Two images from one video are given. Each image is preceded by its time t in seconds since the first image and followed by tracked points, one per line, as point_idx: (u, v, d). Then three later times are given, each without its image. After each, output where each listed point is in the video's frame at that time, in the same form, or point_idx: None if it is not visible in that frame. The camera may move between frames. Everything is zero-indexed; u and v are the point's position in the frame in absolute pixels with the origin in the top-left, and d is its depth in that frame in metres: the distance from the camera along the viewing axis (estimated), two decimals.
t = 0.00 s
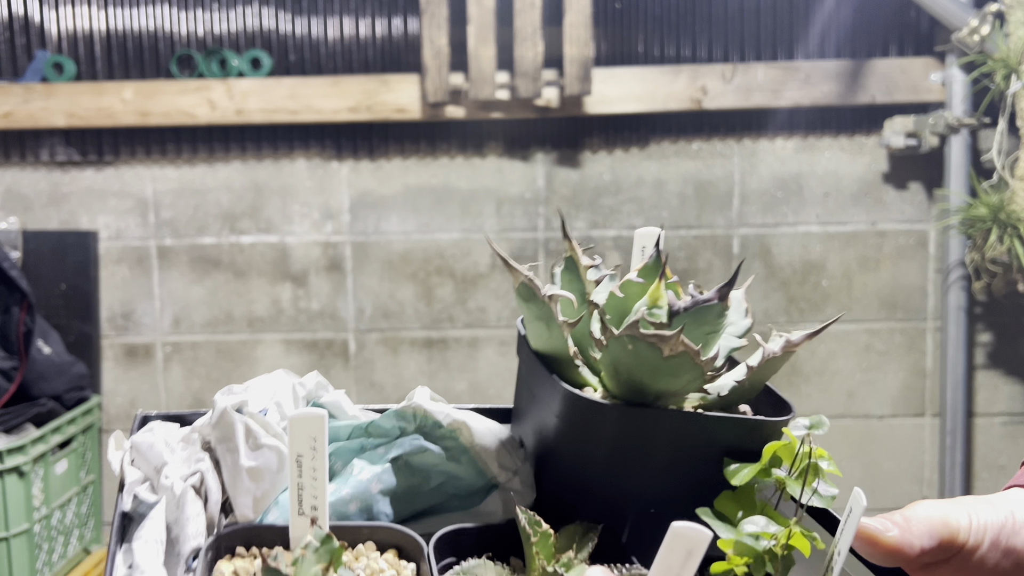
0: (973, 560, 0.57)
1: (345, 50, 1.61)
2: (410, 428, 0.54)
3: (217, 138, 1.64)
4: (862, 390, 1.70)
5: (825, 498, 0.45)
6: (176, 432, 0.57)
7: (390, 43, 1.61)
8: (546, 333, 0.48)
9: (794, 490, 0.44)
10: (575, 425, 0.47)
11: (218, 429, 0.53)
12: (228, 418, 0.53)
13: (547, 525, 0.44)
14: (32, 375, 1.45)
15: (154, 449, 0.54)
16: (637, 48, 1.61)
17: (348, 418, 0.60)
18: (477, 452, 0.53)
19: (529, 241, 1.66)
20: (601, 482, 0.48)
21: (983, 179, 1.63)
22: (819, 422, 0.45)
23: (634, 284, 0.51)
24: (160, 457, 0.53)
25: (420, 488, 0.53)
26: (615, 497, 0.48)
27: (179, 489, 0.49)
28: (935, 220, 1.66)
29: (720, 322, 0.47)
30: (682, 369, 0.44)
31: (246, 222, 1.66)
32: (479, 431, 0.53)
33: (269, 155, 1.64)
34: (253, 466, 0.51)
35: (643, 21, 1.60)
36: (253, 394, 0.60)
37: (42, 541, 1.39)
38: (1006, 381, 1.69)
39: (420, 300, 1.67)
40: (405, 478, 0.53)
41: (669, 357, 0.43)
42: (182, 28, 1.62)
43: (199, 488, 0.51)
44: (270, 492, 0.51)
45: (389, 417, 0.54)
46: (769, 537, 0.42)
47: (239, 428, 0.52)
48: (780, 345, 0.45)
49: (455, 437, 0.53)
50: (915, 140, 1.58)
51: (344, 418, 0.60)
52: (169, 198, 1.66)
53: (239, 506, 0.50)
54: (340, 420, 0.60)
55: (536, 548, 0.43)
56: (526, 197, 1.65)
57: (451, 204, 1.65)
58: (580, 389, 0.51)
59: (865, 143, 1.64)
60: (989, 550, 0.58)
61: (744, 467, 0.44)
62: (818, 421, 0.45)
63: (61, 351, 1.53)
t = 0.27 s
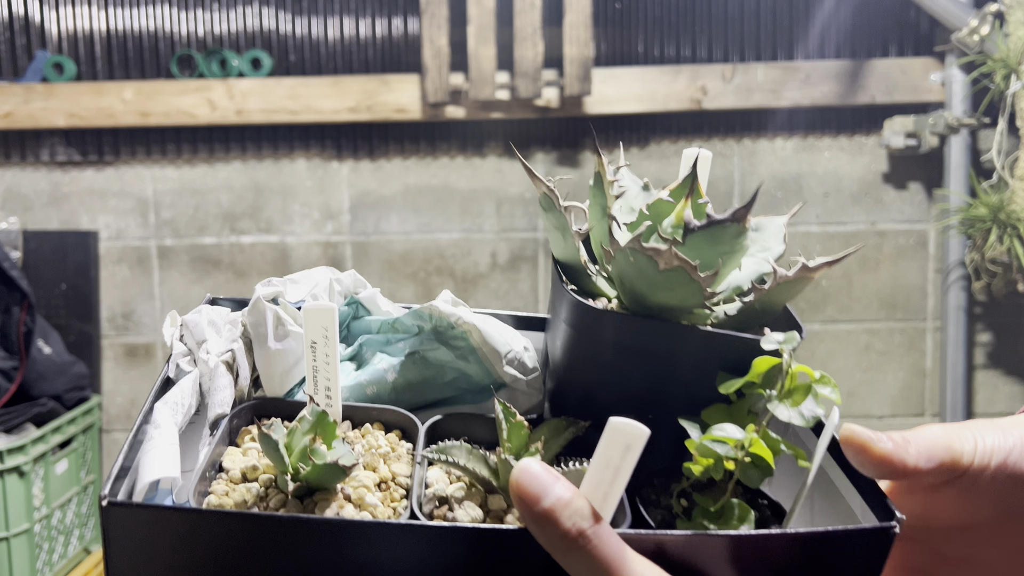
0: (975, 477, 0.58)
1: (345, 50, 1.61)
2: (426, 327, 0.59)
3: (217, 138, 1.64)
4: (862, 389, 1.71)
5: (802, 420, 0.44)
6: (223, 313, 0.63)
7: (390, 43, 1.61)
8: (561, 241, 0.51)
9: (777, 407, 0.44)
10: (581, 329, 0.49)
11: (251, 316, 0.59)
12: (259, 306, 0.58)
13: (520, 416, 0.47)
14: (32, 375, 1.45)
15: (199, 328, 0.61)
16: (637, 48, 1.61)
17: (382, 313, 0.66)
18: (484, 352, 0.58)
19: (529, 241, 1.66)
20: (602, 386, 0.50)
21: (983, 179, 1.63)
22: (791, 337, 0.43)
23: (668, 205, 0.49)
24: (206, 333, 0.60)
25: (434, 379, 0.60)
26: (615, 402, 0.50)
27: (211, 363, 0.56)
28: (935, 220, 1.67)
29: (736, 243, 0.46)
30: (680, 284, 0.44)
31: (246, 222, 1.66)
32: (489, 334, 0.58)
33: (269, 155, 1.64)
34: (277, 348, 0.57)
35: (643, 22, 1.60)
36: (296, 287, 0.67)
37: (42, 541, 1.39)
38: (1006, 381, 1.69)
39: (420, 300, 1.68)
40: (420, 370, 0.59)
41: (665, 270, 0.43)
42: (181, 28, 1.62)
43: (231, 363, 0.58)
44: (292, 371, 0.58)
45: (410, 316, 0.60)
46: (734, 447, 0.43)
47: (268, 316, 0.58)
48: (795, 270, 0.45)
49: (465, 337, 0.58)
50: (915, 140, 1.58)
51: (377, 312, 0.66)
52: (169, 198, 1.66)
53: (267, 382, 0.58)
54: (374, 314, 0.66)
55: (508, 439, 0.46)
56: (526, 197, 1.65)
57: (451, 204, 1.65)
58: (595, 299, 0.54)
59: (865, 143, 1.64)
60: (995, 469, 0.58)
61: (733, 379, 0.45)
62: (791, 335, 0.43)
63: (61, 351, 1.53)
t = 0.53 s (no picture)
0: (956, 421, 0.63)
1: (345, 50, 1.61)
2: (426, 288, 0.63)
3: (217, 138, 1.63)
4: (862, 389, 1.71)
5: (779, 377, 0.46)
6: (241, 273, 0.66)
7: (390, 43, 1.61)
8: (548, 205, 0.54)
9: (753, 364, 0.46)
10: (569, 290, 0.54)
11: (262, 277, 0.62)
12: (270, 269, 0.62)
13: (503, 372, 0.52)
14: (32, 375, 1.45)
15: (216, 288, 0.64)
16: (637, 48, 1.61)
17: (390, 273, 0.69)
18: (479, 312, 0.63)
19: (529, 241, 1.66)
20: (592, 342, 0.55)
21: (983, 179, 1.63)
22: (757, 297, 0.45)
23: (660, 165, 0.51)
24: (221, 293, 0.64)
25: (436, 336, 0.65)
26: (606, 356, 0.55)
27: (225, 321, 0.60)
28: (935, 220, 1.67)
29: (719, 204, 0.49)
30: (657, 243, 0.48)
31: (246, 222, 1.67)
32: (484, 294, 0.62)
33: (269, 156, 1.64)
34: (287, 308, 0.62)
35: (643, 22, 1.60)
36: (307, 249, 0.67)
37: (42, 541, 1.39)
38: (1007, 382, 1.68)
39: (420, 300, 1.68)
40: (421, 327, 0.64)
41: (642, 231, 0.47)
42: (182, 28, 1.62)
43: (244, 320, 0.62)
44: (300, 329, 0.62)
45: (413, 277, 0.64)
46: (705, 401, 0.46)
47: (278, 278, 0.62)
48: (778, 230, 0.49)
49: (463, 298, 0.63)
50: (915, 140, 1.58)
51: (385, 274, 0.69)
52: (169, 198, 1.66)
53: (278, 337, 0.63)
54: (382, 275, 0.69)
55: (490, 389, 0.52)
56: (526, 197, 1.64)
57: (451, 204, 1.65)
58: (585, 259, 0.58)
59: (865, 143, 1.64)
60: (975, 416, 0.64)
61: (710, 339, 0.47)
62: (758, 296, 0.45)
63: (61, 351, 1.53)
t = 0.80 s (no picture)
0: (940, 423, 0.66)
1: (346, 50, 1.61)
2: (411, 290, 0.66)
3: (217, 138, 1.63)
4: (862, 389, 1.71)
5: (750, 381, 0.50)
6: (227, 278, 0.71)
7: (390, 44, 1.61)
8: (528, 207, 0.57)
9: (722, 369, 0.50)
10: (552, 297, 0.57)
11: (247, 282, 0.67)
12: (254, 274, 0.66)
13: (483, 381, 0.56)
14: (32, 375, 1.45)
15: (202, 293, 0.69)
16: (637, 48, 1.61)
17: (377, 275, 0.73)
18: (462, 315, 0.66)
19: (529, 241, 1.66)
20: (574, 346, 0.58)
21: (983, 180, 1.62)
22: (724, 305, 0.49)
23: (641, 165, 0.53)
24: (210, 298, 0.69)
25: (421, 337, 0.68)
26: (588, 360, 0.58)
27: (212, 328, 0.65)
28: (935, 220, 1.67)
29: (696, 205, 0.52)
30: (628, 249, 0.51)
31: (246, 222, 1.67)
32: (467, 297, 0.65)
33: (269, 156, 1.64)
34: (270, 312, 0.66)
35: (643, 21, 1.60)
36: (293, 253, 0.73)
37: (41, 541, 1.39)
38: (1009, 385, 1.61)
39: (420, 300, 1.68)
40: (406, 329, 0.67)
41: (614, 238, 0.51)
42: (182, 28, 1.62)
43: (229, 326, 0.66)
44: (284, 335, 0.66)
45: (399, 280, 0.67)
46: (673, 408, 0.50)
47: (262, 282, 0.66)
48: (757, 233, 0.52)
49: (445, 300, 0.66)
50: (915, 140, 1.58)
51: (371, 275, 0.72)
52: (169, 198, 1.66)
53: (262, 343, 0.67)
54: (370, 276, 0.73)
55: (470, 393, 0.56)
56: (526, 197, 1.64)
57: (451, 204, 1.65)
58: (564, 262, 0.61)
59: (865, 143, 1.64)
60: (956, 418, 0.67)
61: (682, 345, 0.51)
62: (725, 303, 0.49)
63: (61, 351, 1.53)
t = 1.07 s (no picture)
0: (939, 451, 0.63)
1: (345, 50, 1.61)
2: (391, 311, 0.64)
3: (217, 138, 1.63)
4: (862, 390, 1.72)
5: (742, 408, 0.47)
6: (200, 297, 0.69)
7: (390, 43, 1.61)
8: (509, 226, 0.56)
9: (714, 395, 0.47)
10: (534, 321, 0.56)
11: (221, 303, 0.65)
12: (228, 294, 0.64)
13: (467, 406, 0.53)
14: (32, 375, 1.45)
15: (173, 314, 0.66)
16: (637, 47, 1.61)
17: (356, 295, 0.70)
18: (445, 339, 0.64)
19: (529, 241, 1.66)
20: (558, 371, 0.56)
21: (983, 180, 1.62)
22: (713, 329, 0.47)
23: (625, 183, 0.54)
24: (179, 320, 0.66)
25: (402, 361, 0.66)
26: (572, 385, 0.56)
27: (180, 350, 0.62)
28: (935, 220, 1.67)
29: (681, 227, 0.50)
30: (610, 270, 0.50)
31: (246, 222, 1.67)
32: (449, 319, 0.63)
33: (269, 155, 1.64)
34: (244, 333, 0.64)
35: (643, 21, 1.60)
36: (269, 272, 0.71)
37: (42, 541, 1.39)
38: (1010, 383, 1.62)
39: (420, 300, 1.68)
40: (386, 352, 0.65)
41: (595, 259, 0.49)
42: (181, 28, 1.62)
43: (199, 349, 0.63)
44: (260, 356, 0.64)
45: (378, 301, 0.65)
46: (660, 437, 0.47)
47: (235, 303, 0.64)
48: (744, 253, 0.50)
49: (427, 322, 0.64)
50: (915, 140, 1.58)
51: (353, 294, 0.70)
52: (169, 198, 1.66)
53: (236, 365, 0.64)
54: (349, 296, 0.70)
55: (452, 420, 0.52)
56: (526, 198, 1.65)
57: (451, 204, 1.65)
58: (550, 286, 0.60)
59: (865, 143, 1.64)
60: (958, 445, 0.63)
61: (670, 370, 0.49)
62: (712, 327, 0.47)
63: (61, 351, 1.52)
